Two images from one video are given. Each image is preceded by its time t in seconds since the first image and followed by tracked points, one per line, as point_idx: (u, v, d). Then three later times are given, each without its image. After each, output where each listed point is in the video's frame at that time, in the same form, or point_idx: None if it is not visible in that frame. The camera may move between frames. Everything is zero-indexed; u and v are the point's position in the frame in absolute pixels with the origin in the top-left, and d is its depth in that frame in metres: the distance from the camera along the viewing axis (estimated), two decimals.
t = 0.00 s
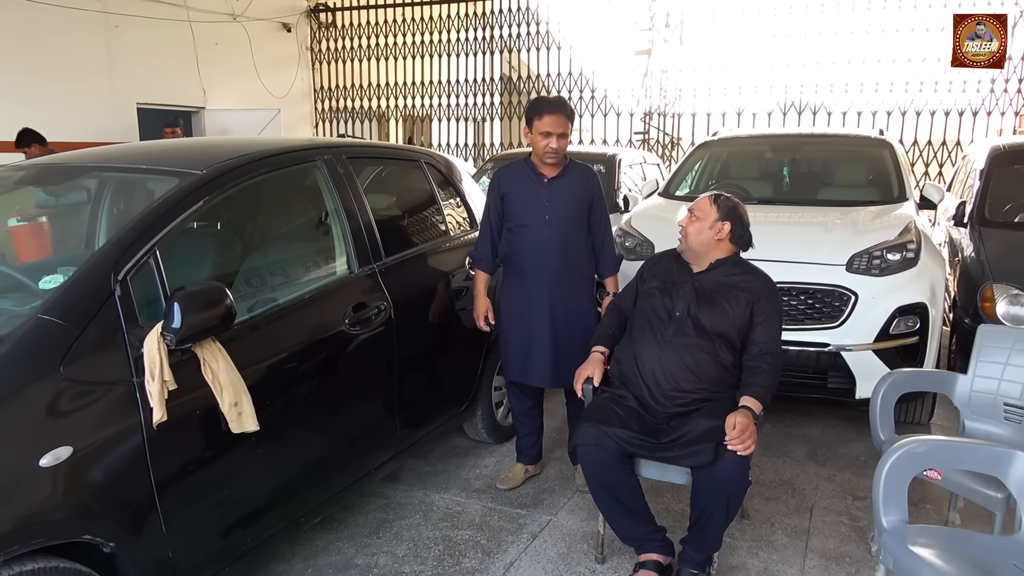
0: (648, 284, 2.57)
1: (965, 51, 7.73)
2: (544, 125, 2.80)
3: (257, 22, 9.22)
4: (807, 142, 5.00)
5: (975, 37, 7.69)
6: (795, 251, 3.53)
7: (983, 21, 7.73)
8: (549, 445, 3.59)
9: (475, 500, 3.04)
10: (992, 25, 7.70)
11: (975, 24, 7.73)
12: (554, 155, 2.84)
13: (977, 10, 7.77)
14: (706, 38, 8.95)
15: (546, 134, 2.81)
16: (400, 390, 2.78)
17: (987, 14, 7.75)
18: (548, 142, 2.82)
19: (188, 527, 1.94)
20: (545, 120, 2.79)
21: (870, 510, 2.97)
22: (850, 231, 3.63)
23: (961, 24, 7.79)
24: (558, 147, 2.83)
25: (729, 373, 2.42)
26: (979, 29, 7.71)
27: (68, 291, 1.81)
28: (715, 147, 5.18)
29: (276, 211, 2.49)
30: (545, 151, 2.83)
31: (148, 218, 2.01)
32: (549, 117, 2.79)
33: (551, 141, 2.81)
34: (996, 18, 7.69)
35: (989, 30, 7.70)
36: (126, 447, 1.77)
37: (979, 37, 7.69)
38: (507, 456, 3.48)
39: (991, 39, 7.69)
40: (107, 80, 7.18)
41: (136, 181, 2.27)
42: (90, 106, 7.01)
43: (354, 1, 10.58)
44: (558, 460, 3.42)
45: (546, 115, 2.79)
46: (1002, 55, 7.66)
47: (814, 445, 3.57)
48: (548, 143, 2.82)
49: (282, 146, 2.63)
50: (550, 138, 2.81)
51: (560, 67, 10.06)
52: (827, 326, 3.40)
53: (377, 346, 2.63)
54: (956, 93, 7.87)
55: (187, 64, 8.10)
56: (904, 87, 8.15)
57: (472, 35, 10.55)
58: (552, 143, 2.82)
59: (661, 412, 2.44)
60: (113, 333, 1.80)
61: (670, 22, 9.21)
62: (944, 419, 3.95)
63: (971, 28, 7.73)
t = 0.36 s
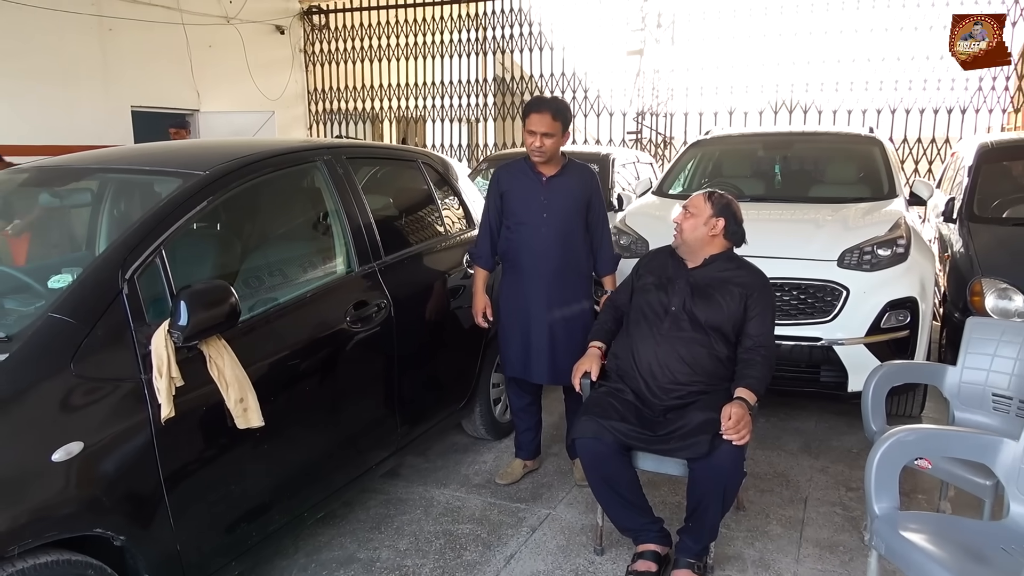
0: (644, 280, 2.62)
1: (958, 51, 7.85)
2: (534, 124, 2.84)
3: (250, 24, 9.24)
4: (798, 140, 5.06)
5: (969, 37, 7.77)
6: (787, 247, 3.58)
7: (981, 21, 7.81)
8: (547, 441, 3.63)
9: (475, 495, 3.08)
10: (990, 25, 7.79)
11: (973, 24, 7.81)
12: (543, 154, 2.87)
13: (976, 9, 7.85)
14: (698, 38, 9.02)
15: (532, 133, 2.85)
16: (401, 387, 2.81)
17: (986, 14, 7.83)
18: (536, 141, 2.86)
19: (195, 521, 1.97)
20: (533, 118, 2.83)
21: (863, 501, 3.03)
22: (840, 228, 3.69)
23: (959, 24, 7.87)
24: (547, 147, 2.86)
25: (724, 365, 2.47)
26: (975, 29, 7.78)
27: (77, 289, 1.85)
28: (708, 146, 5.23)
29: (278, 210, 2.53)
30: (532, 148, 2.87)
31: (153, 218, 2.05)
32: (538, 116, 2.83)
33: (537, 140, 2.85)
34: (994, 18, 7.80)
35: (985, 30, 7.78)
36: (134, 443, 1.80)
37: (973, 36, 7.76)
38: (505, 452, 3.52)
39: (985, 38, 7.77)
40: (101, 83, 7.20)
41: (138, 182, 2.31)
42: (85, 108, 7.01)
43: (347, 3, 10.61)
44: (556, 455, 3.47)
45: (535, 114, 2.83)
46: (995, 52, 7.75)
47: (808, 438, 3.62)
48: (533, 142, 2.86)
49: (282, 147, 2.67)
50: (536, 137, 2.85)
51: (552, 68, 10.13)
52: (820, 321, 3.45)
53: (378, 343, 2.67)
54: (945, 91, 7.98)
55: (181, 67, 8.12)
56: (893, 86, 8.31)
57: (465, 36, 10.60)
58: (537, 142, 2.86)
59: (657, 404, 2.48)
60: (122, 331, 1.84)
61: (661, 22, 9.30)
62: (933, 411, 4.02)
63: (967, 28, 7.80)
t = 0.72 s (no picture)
0: (635, 278, 2.65)
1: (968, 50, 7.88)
2: (526, 124, 2.86)
3: (240, 25, 9.22)
4: (787, 138, 5.10)
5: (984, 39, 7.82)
6: (777, 245, 3.62)
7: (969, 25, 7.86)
8: (540, 439, 3.65)
9: (469, 493, 3.10)
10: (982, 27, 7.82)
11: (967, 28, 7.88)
12: (535, 154, 2.90)
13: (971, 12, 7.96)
14: (687, 38, 9.07)
15: (525, 134, 2.87)
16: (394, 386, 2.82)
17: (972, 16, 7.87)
18: (529, 142, 2.88)
19: (191, 519, 1.98)
20: (526, 119, 2.86)
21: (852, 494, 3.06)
22: (829, 225, 3.73)
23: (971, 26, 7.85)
24: (539, 147, 2.89)
25: (715, 361, 2.50)
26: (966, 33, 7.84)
27: (72, 289, 1.86)
28: (698, 144, 5.27)
29: (271, 210, 2.54)
30: (525, 149, 2.89)
31: (148, 218, 2.06)
32: (531, 116, 2.85)
33: (528, 140, 2.87)
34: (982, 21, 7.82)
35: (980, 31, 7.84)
36: (130, 442, 1.81)
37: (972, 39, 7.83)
38: (499, 450, 3.54)
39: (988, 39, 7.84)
40: (90, 84, 7.17)
41: (131, 182, 2.32)
42: (74, 109, 6.99)
43: (337, 4, 10.60)
44: (549, 453, 3.49)
45: (528, 115, 2.85)
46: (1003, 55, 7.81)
47: (799, 434, 3.66)
48: (527, 143, 2.88)
49: (275, 147, 2.68)
50: (529, 138, 2.87)
51: (543, 68, 10.16)
52: (809, 317, 3.49)
53: (372, 341, 2.68)
54: (932, 89, 8.21)
55: (171, 68, 8.10)
56: (881, 83, 8.42)
57: (455, 36, 10.61)
58: (529, 142, 2.88)
59: (650, 400, 2.51)
60: (117, 330, 1.85)
61: (651, 22, 9.29)
62: (922, 406, 4.07)
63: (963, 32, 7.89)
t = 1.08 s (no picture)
0: (628, 278, 2.65)
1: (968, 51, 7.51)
2: (535, 129, 2.87)
3: (231, 25, 9.20)
4: (778, 137, 5.12)
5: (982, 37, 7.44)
6: (768, 243, 3.64)
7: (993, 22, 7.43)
8: (534, 438, 3.66)
9: (463, 492, 3.10)
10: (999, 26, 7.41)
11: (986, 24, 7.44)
12: (543, 156, 2.92)
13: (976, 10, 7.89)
14: (678, 37, 9.09)
15: (534, 137, 2.88)
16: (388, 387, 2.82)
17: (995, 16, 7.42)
18: (539, 145, 2.90)
19: (186, 521, 1.98)
20: (533, 122, 2.86)
21: (844, 491, 3.08)
22: (820, 224, 3.75)
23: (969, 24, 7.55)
24: (546, 149, 2.91)
25: (707, 360, 2.51)
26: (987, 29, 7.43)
27: (65, 291, 1.85)
28: (689, 144, 5.28)
29: (264, 211, 2.54)
30: (534, 153, 2.91)
31: (141, 219, 2.06)
32: (537, 120, 2.86)
33: (540, 143, 2.89)
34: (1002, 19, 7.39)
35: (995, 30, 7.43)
36: (125, 443, 1.81)
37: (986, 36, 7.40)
38: (493, 449, 3.55)
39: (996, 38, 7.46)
40: (80, 85, 7.13)
41: (124, 183, 2.31)
42: (64, 109, 6.95)
43: (328, 4, 10.58)
44: (543, 452, 3.50)
45: (536, 119, 2.86)
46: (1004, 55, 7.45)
47: (791, 431, 3.68)
48: (536, 145, 2.89)
49: (267, 148, 2.67)
50: (539, 141, 2.88)
51: (534, 68, 10.18)
52: (801, 315, 3.51)
53: (366, 341, 2.68)
54: (922, 88, 8.21)
55: (162, 68, 8.06)
56: (870, 83, 8.50)
57: (447, 36, 10.61)
58: (541, 145, 2.90)
59: (643, 400, 2.52)
60: (111, 332, 1.85)
61: (642, 22, 9.44)
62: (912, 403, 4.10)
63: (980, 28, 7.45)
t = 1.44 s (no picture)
0: (621, 276, 2.65)
1: (966, 52, 7.99)
2: (526, 127, 2.87)
3: (223, 24, 9.17)
4: (772, 135, 5.13)
5: (976, 37, 7.93)
6: (762, 240, 3.65)
7: (984, 21, 7.99)
8: (529, 436, 3.66)
9: (460, 491, 3.10)
10: (992, 25, 7.98)
11: (976, 24, 7.98)
12: (535, 154, 2.92)
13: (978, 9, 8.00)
14: (671, 35, 9.10)
15: (527, 136, 2.88)
16: (384, 387, 2.82)
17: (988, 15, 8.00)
18: (532, 143, 2.89)
19: (182, 522, 1.97)
20: (524, 122, 2.86)
21: (840, 486, 3.10)
22: (814, 220, 3.76)
23: (962, 24, 8.01)
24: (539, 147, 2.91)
25: (703, 357, 2.52)
26: (980, 30, 7.98)
27: (59, 292, 1.84)
28: (682, 142, 5.29)
29: (257, 211, 2.53)
30: (527, 151, 2.90)
31: (135, 219, 2.05)
32: (530, 118, 2.86)
33: (532, 142, 2.89)
34: (996, 19, 7.98)
35: (989, 30, 7.99)
36: (120, 445, 1.80)
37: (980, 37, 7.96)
38: (489, 448, 3.55)
39: (991, 39, 7.97)
40: (72, 86, 7.10)
41: (117, 183, 2.30)
42: (58, 110, 6.93)
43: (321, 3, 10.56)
44: (539, 450, 3.50)
45: (529, 118, 2.86)
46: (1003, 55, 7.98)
47: (786, 428, 3.69)
48: (528, 144, 2.89)
49: (261, 147, 2.67)
50: (531, 140, 2.88)
51: (528, 66, 10.18)
52: (795, 312, 3.52)
53: (361, 340, 2.67)
54: (914, 84, 8.31)
55: (153, 69, 8.03)
56: (863, 79, 8.54)
57: (439, 35, 10.59)
58: (533, 144, 2.89)
59: (640, 397, 2.52)
60: (105, 334, 1.84)
61: (635, 20, 9.38)
62: (907, 399, 4.11)
63: (972, 29, 7.98)
